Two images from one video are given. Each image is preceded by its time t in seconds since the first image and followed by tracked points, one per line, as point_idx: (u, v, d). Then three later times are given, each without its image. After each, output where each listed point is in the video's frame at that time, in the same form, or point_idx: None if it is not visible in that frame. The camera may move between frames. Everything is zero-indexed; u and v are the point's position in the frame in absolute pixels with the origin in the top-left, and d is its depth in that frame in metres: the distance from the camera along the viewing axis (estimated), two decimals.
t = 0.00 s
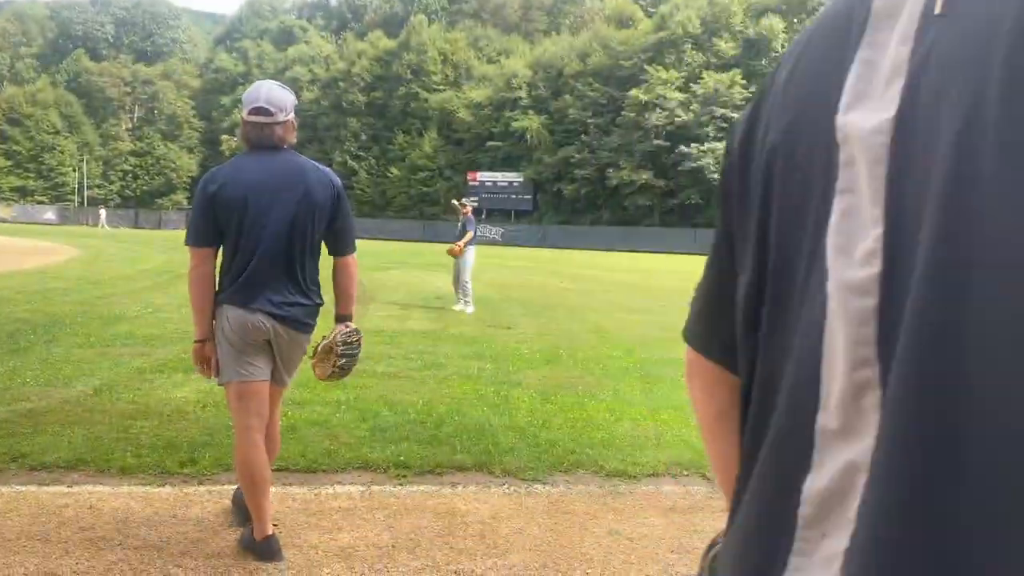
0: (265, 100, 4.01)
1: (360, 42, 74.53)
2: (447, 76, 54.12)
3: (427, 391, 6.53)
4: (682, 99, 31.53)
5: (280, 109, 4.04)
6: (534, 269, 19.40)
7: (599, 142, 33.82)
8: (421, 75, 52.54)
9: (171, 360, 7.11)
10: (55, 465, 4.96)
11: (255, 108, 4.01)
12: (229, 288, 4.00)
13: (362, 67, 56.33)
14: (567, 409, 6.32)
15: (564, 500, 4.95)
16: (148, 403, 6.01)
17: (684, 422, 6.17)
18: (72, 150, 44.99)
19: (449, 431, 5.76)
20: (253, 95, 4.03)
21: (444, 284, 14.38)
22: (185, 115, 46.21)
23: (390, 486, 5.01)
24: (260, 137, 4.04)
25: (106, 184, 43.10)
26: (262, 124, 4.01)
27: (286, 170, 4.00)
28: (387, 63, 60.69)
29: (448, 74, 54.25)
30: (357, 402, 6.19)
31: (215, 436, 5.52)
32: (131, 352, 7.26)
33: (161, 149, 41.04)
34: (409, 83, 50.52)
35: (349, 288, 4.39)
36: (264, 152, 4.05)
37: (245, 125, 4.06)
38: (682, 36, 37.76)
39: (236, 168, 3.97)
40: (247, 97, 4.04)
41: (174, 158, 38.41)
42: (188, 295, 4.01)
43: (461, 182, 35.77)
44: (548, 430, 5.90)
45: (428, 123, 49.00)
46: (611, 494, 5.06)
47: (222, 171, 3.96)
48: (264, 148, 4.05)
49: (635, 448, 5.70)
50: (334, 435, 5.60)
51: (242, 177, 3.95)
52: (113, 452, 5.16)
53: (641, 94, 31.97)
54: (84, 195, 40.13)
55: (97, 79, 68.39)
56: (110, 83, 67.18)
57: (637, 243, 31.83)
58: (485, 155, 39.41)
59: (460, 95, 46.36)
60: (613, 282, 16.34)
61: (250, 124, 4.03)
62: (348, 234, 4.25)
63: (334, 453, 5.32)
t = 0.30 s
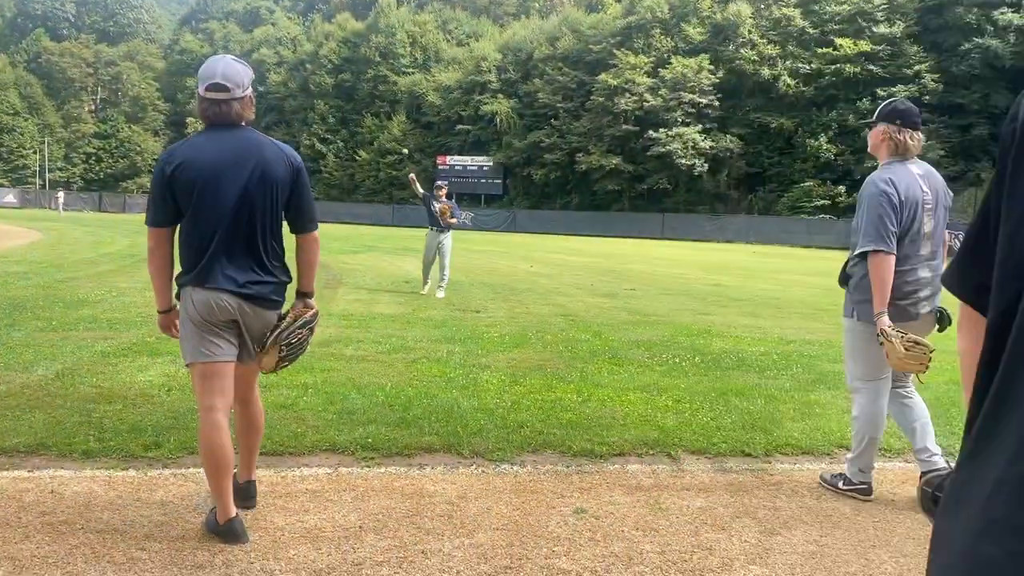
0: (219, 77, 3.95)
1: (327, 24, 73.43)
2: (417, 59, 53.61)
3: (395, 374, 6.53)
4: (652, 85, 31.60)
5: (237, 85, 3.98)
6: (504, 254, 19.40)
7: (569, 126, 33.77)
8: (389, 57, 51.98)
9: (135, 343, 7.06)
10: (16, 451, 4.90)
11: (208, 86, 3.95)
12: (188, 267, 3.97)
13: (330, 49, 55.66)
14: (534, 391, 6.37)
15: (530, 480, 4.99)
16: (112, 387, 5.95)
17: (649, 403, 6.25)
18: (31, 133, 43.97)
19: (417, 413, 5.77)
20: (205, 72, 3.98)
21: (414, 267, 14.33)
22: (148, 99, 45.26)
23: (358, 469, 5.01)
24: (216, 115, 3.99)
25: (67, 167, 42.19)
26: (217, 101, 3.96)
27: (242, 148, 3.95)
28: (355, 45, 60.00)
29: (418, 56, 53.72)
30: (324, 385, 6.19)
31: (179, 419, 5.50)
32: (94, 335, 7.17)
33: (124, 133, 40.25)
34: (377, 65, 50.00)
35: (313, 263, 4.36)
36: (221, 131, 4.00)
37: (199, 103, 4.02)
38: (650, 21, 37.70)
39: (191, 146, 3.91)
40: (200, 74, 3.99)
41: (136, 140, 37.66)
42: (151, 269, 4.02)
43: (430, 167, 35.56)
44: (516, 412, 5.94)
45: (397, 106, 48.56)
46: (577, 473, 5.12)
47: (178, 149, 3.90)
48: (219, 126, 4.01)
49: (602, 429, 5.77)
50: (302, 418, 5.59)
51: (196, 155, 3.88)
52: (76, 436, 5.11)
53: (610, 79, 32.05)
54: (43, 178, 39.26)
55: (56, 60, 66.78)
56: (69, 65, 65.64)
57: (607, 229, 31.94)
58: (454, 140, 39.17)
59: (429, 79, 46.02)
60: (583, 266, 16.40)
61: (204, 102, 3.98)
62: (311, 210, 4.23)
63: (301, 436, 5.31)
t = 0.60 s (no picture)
0: (177, 59, 3.88)
1: (294, 8, 72.44)
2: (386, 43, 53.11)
3: (363, 361, 6.51)
4: (622, 71, 31.67)
5: (196, 66, 3.92)
6: (474, 241, 19.36)
7: (540, 113, 33.73)
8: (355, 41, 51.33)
9: (97, 331, 6.95)
10: None
11: (165, 68, 3.87)
12: (151, 251, 3.90)
13: (299, 34, 54.96)
14: (503, 376, 6.38)
15: (498, 465, 4.99)
16: (73, 375, 5.87)
17: (617, 388, 6.30)
18: None
19: (385, 400, 5.75)
20: (162, 53, 3.89)
21: (383, 254, 14.24)
22: (112, 84, 44.42)
23: (324, 456, 4.97)
24: (176, 97, 3.90)
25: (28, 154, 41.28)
26: (176, 82, 3.87)
27: (203, 128, 3.89)
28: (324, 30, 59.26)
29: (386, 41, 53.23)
30: (290, 372, 6.16)
31: (141, 407, 5.43)
32: (56, 323, 7.07)
33: (89, 119, 39.51)
34: (346, 49, 49.47)
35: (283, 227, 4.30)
36: (179, 112, 3.93)
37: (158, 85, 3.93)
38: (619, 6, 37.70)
39: (149, 128, 3.82)
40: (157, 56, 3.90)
41: (99, 126, 36.98)
42: (110, 255, 3.94)
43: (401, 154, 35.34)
44: (485, 398, 5.94)
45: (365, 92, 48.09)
46: (545, 458, 5.13)
47: (136, 132, 3.81)
48: (179, 108, 3.93)
49: (571, 414, 5.80)
50: (268, 406, 5.54)
51: (155, 137, 3.80)
52: (36, 426, 5.02)
53: (582, 65, 32.01)
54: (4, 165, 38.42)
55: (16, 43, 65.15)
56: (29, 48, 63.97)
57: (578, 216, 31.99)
58: (424, 126, 38.97)
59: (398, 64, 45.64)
60: (554, 253, 16.41)
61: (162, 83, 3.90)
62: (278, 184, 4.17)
63: (267, 424, 5.27)
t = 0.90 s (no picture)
0: (155, 46, 3.76)
1: None
2: (357, 32, 52.57)
3: (333, 352, 6.48)
4: (594, 60, 31.74)
5: (172, 56, 3.80)
6: (446, 230, 19.32)
7: (512, 102, 33.66)
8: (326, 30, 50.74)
9: (61, 324, 6.83)
10: None
11: (144, 56, 3.75)
12: (134, 240, 3.86)
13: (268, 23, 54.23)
14: (475, 366, 6.39)
15: (471, 454, 5.00)
16: (38, 368, 5.78)
17: (589, 375, 6.33)
18: None
19: (356, 391, 5.73)
20: (138, 37, 3.74)
21: (354, 244, 14.14)
22: (76, 73, 43.60)
23: (294, 447, 4.95)
24: (152, 87, 3.83)
25: None
26: (157, 72, 3.79)
27: (187, 120, 3.88)
28: (293, 18, 58.51)
29: (357, 29, 52.68)
30: (260, 363, 6.12)
31: (107, 400, 5.35)
32: (19, 316, 6.94)
33: (53, 108, 38.80)
34: (316, 37, 48.95)
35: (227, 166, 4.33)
36: (158, 100, 3.87)
37: (132, 70, 3.81)
38: None
39: (136, 119, 3.72)
40: (133, 40, 3.75)
41: (65, 115, 36.22)
42: (83, 241, 3.83)
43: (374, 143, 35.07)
44: (457, 387, 5.95)
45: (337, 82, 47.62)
46: (517, 447, 5.14)
47: (121, 121, 3.70)
48: (155, 96, 3.86)
49: (542, 402, 5.81)
50: (237, 398, 5.50)
51: (145, 129, 3.73)
52: None
53: (553, 54, 31.98)
54: None
55: None
56: None
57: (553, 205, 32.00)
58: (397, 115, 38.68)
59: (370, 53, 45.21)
60: (527, 242, 16.41)
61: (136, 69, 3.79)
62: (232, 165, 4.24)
63: (236, 416, 5.23)
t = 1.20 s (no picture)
0: (147, 45, 3.78)
1: None
2: (329, 23, 52.07)
3: (305, 346, 6.45)
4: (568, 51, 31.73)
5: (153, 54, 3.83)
6: (420, 222, 19.26)
7: (485, 93, 33.59)
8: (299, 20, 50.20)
9: (26, 321, 6.73)
10: None
11: (135, 53, 3.73)
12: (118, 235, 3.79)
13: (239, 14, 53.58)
14: (448, 359, 6.39)
15: (441, 448, 5.00)
16: (3, 365, 5.72)
17: (561, 367, 6.36)
18: None
19: (326, 385, 5.71)
20: (117, 32, 3.68)
21: (327, 237, 14.05)
22: (45, 64, 42.81)
23: (263, 443, 4.91)
24: (132, 83, 3.79)
25: None
26: (145, 68, 3.80)
27: (167, 116, 3.92)
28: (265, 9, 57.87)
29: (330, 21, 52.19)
30: (230, 358, 6.08)
31: (72, 399, 5.29)
32: None
33: (19, 99, 38.12)
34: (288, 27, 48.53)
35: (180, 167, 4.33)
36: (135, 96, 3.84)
37: (112, 66, 3.74)
38: None
39: (126, 116, 3.68)
40: (118, 35, 3.69)
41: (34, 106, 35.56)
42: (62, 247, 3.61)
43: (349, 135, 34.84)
44: (430, 380, 5.96)
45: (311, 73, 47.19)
46: (489, 440, 5.16)
47: (110, 118, 3.63)
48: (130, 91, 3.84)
49: (515, 394, 5.83)
50: (207, 393, 5.47)
51: (136, 127, 3.70)
52: None
53: (527, 45, 31.97)
54: None
55: None
56: None
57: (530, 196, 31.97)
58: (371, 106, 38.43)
59: (343, 43, 44.84)
60: (501, 234, 16.40)
61: (115, 65, 3.73)
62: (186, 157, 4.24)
63: (205, 411, 5.20)
